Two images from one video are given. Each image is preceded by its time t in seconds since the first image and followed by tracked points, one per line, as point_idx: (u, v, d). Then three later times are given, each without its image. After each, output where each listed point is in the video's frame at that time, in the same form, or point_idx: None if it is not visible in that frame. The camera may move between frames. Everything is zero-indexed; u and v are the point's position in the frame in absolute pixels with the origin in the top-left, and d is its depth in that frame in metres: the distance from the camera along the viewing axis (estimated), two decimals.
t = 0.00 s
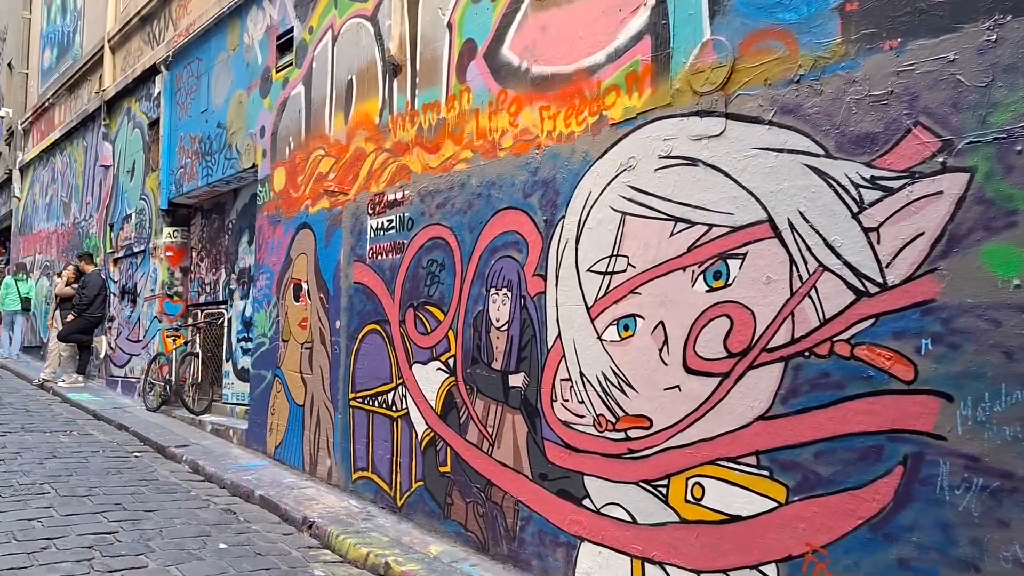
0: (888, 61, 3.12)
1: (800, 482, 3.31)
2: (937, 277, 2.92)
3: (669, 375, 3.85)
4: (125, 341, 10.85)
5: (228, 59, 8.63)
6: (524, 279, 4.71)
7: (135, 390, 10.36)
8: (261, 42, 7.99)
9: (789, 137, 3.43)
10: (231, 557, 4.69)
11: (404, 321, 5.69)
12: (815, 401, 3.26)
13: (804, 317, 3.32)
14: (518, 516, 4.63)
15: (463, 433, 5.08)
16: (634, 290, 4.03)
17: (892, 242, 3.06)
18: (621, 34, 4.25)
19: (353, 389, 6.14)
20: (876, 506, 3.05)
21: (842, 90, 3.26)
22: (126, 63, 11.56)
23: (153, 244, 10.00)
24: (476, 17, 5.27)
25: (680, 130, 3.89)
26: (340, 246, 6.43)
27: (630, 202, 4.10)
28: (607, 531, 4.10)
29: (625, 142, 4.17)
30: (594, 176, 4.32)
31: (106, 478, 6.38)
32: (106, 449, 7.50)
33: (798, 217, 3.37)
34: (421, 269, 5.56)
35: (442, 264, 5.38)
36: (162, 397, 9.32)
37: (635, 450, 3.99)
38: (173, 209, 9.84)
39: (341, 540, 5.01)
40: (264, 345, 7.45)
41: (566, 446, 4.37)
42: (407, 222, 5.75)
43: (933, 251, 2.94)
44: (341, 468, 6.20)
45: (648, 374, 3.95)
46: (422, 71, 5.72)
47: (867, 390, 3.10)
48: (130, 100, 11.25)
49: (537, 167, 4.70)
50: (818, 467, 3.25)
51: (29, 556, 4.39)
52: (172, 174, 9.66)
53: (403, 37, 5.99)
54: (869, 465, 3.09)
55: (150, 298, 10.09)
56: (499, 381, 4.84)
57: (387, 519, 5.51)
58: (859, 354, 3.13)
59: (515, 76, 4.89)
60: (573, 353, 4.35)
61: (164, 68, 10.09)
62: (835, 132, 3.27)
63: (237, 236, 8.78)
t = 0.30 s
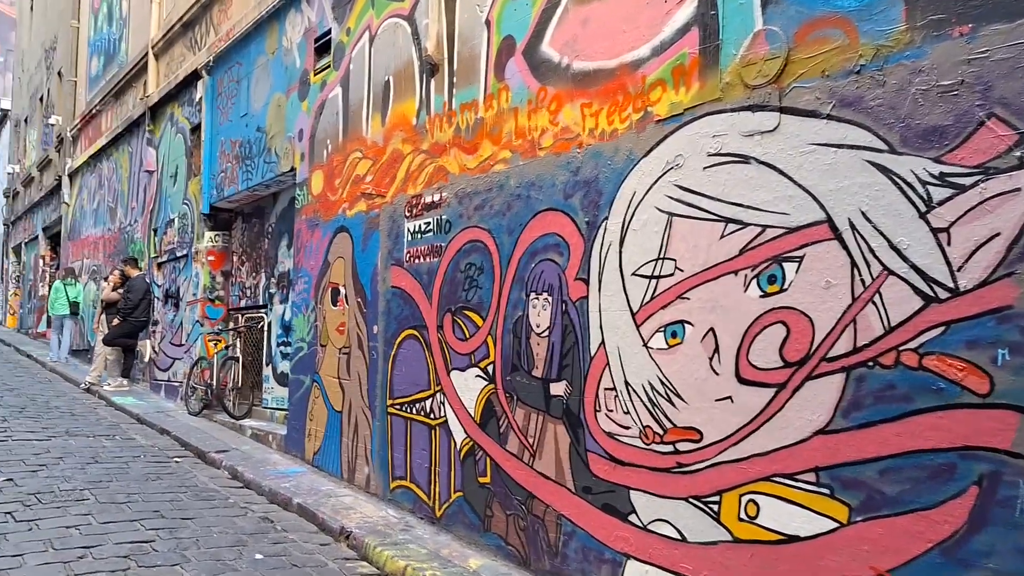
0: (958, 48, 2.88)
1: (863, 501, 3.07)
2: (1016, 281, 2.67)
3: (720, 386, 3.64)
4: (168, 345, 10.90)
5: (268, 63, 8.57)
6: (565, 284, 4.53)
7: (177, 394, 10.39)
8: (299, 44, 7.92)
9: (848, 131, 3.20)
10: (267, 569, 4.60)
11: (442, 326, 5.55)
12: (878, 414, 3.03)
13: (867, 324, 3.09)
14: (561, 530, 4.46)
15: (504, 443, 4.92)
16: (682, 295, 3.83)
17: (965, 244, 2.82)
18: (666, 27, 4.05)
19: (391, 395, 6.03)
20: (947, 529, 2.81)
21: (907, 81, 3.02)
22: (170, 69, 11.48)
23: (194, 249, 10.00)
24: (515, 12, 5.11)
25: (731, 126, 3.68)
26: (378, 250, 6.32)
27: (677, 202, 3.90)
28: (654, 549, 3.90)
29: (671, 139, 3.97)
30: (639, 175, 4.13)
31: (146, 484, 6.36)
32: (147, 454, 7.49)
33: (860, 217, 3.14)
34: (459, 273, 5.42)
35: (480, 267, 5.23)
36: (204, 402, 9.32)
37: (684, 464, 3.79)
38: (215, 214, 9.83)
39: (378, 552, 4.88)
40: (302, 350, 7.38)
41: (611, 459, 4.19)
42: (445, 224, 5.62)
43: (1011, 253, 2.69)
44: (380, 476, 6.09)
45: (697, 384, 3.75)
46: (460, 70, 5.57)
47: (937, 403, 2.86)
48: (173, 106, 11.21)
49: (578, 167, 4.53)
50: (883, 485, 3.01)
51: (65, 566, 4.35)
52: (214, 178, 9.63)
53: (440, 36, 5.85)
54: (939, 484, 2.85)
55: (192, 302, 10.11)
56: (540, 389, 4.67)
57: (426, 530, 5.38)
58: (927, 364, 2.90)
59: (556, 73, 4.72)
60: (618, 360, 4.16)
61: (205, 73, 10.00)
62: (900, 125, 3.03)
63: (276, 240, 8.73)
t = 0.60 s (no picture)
0: None
1: (929, 511, 2.88)
2: None
3: (772, 389, 3.47)
4: (211, 351, 10.94)
5: (304, 68, 8.56)
6: (607, 285, 4.40)
7: (221, 399, 10.42)
8: (335, 48, 7.89)
9: (907, 119, 3.01)
10: None
11: (481, 330, 5.45)
12: (945, 419, 2.84)
13: (931, 323, 2.90)
14: (606, 539, 4.32)
15: (545, 449, 4.80)
16: (730, 295, 3.67)
17: None
18: (709, 16, 3.89)
19: (430, 400, 5.95)
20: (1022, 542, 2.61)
21: (971, 64, 2.82)
22: (210, 78, 11.51)
23: (235, 255, 10.04)
24: (552, 8, 4.99)
25: (780, 117, 3.51)
26: (415, 253, 6.24)
27: (724, 198, 3.74)
28: (705, 560, 3.74)
29: (716, 133, 3.82)
30: (683, 171, 3.98)
31: (188, 491, 6.36)
32: (191, 461, 7.51)
33: (921, 210, 2.95)
34: (497, 276, 5.32)
35: (519, 269, 5.11)
36: (246, 407, 9.34)
37: (735, 472, 3.63)
38: (255, 220, 9.86)
39: (419, 560, 4.79)
40: (341, 355, 7.34)
41: (658, 466, 4.04)
42: (482, 226, 5.53)
43: None
44: (420, 482, 6.01)
45: (748, 388, 3.58)
46: (496, 68, 5.47)
47: (1008, 408, 2.67)
48: (213, 114, 11.27)
49: (619, 164, 4.39)
50: (951, 494, 2.82)
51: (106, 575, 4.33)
52: (253, 185, 9.65)
53: (476, 35, 5.76)
54: (1013, 494, 2.65)
55: (234, 309, 10.14)
56: (582, 394, 4.54)
57: (467, 538, 5.27)
58: (997, 366, 2.70)
59: (594, 68, 4.59)
60: (664, 364, 4.01)
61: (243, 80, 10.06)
62: (963, 112, 2.84)
63: (315, 245, 8.72)
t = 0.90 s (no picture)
0: None
1: (993, 518, 2.69)
2: None
3: (820, 390, 3.30)
4: (250, 357, 10.89)
5: (337, 73, 8.54)
6: (644, 284, 4.25)
7: (260, 406, 10.41)
8: (366, 52, 7.86)
9: (962, 101, 2.83)
10: None
11: (516, 332, 5.33)
12: (1008, 419, 2.65)
13: (991, 317, 2.72)
14: (647, 547, 4.17)
15: (583, 454, 4.67)
16: (774, 291, 3.50)
17: None
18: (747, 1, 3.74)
19: (465, 404, 5.85)
20: None
21: None
22: (246, 85, 11.56)
23: (272, 261, 10.06)
24: None
25: (824, 104, 3.34)
26: (449, 255, 6.16)
27: (766, 190, 3.58)
28: (751, 569, 3.58)
29: (756, 123, 3.66)
30: (722, 163, 3.83)
31: (225, 497, 6.34)
32: (229, 466, 7.51)
33: (978, 196, 2.77)
34: (532, 277, 5.20)
35: (553, 269, 4.99)
36: (284, 413, 9.34)
37: (782, 476, 3.46)
38: (290, 226, 9.88)
39: (455, 568, 4.69)
40: (377, 359, 7.29)
41: (700, 470, 3.88)
42: (515, 226, 5.42)
43: None
44: (457, 487, 5.91)
45: (794, 389, 3.42)
46: (528, 65, 5.37)
47: None
48: (249, 122, 11.31)
49: (655, 158, 4.25)
50: (1016, 500, 2.63)
51: None
52: (288, 191, 9.66)
53: (506, 31, 5.66)
54: None
55: (271, 314, 10.16)
56: (620, 397, 4.40)
57: (505, 545, 5.16)
58: None
59: (628, 60, 4.45)
60: (705, 364, 3.86)
61: (278, 87, 10.08)
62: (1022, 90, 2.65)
63: (350, 250, 8.69)
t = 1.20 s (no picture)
0: None
1: None
2: None
3: (868, 399, 3.10)
4: (289, 364, 10.89)
5: (371, 78, 8.49)
6: (681, 288, 4.08)
7: (298, 412, 10.38)
8: (400, 56, 7.80)
9: (1018, 89, 2.62)
10: None
11: (549, 338, 5.19)
12: None
13: None
14: (686, 562, 3.99)
15: (619, 464, 4.50)
16: (818, 295, 3.31)
17: None
18: None
19: (499, 413, 5.73)
20: None
21: None
22: (283, 93, 11.59)
23: (309, 268, 10.06)
24: None
25: (869, 96, 3.15)
26: (482, 260, 6.06)
27: (808, 189, 3.39)
28: None
29: (797, 117, 3.47)
30: (761, 161, 3.64)
31: (259, 505, 6.29)
32: (265, 474, 7.48)
33: None
34: (565, 281, 5.05)
35: (587, 273, 4.84)
36: (322, 419, 9.31)
37: (827, 491, 3.27)
38: (327, 232, 9.86)
39: None
40: (411, 366, 7.21)
41: (740, 483, 3.70)
42: (548, 229, 5.29)
43: None
44: (491, 498, 5.78)
45: (839, 398, 3.22)
46: (560, 64, 5.24)
47: None
48: (287, 130, 11.32)
49: (692, 156, 4.08)
50: None
51: None
52: (325, 197, 9.64)
53: (538, 30, 5.53)
54: None
55: (309, 321, 10.15)
56: (657, 405, 4.23)
57: (539, 558, 5.01)
58: None
59: (662, 56, 4.29)
60: (745, 372, 3.67)
61: (314, 94, 10.09)
62: None
63: (385, 255, 8.63)
